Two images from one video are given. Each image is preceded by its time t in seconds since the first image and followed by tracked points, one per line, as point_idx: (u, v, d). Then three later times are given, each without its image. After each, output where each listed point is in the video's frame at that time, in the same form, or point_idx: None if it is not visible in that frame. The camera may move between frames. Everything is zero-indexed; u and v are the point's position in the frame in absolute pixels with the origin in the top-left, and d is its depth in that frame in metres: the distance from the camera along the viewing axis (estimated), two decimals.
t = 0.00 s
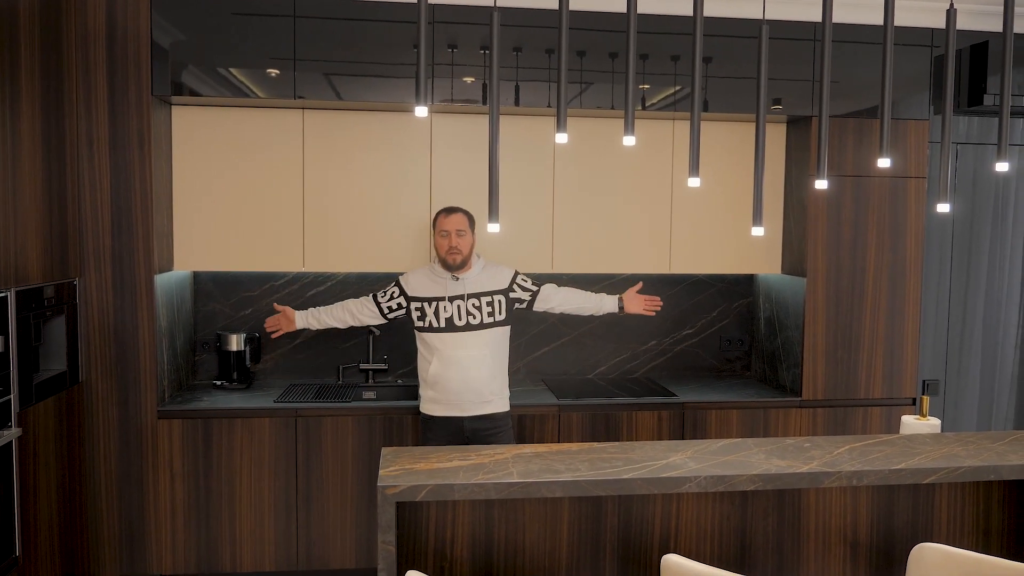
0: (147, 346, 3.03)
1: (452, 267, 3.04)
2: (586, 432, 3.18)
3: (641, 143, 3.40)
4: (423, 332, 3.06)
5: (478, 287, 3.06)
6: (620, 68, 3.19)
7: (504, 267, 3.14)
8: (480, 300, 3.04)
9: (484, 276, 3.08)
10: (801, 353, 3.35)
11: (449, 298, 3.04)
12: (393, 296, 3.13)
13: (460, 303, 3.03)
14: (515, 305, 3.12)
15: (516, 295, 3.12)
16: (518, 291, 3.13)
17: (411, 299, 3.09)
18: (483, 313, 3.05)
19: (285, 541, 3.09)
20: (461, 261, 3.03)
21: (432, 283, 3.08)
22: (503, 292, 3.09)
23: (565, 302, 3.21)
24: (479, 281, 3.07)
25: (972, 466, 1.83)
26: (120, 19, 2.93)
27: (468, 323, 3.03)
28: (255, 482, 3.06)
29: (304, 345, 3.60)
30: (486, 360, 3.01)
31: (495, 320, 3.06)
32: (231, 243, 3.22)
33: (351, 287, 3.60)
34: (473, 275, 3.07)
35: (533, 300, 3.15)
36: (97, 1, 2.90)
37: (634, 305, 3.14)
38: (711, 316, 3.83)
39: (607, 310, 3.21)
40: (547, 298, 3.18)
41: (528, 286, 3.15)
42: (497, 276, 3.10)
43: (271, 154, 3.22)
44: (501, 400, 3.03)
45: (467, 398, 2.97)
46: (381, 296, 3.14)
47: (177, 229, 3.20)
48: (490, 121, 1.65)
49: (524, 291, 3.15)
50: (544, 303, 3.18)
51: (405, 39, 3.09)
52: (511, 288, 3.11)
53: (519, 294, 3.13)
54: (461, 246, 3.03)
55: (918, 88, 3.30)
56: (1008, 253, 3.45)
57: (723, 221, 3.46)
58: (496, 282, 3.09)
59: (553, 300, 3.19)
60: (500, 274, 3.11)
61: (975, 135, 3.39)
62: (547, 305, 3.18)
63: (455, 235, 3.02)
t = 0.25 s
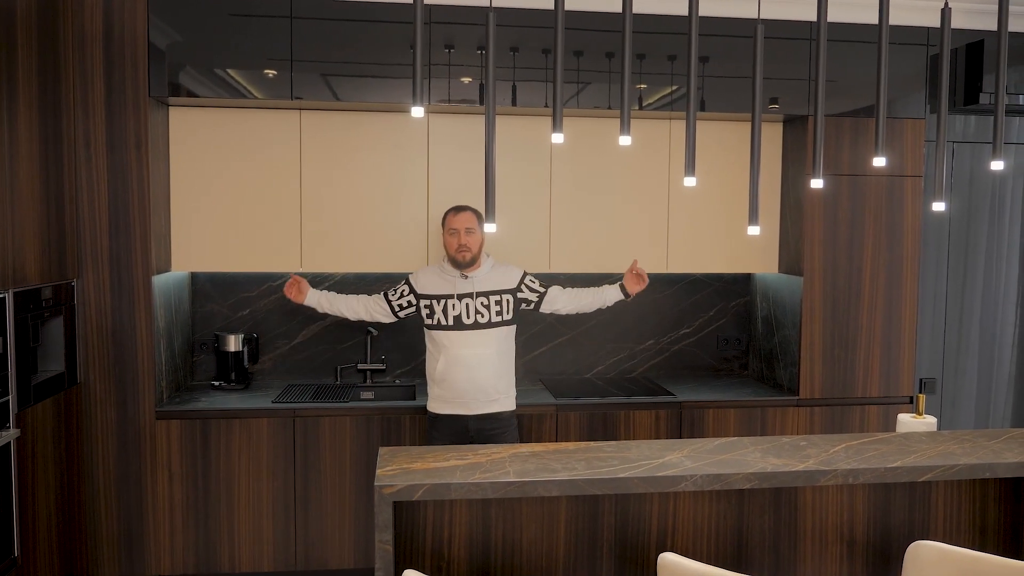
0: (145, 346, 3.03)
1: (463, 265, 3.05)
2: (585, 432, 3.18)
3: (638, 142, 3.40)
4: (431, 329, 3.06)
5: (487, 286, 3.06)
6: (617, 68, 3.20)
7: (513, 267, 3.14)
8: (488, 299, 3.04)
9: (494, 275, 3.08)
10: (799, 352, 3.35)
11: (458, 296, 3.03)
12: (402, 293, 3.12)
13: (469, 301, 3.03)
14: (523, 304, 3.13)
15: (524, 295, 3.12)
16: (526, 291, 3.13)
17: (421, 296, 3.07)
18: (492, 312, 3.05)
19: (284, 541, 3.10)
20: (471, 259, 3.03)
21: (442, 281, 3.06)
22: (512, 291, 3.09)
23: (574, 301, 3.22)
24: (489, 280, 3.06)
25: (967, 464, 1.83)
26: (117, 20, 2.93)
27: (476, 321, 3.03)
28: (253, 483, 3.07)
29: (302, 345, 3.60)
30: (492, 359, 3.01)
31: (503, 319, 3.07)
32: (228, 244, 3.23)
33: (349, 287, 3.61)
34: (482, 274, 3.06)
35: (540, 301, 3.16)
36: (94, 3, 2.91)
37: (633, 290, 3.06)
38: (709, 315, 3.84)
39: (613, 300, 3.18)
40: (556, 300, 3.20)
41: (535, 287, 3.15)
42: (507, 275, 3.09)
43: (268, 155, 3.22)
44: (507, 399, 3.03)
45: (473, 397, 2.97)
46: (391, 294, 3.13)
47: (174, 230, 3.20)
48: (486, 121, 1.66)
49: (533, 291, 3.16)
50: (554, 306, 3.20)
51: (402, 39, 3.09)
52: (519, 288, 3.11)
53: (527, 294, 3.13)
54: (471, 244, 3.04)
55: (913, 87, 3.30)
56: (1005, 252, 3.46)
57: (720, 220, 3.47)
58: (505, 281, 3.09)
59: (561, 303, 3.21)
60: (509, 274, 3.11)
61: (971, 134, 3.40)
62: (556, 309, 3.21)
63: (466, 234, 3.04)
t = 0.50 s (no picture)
0: (145, 348, 3.03)
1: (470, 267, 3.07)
2: (584, 432, 3.19)
3: (636, 143, 3.41)
4: (438, 329, 3.07)
5: (494, 286, 3.07)
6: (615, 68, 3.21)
7: (520, 268, 3.16)
8: (495, 299, 3.06)
9: (501, 275, 3.09)
10: (798, 352, 3.36)
11: (465, 297, 3.05)
12: (409, 293, 3.13)
13: (476, 302, 3.05)
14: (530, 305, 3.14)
15: (531, 295, 3.14)
16: (533, 291, 3.14)
17: (428, 296, 3.09)
18: (499, 312, 3.06)
19: (285, 542, 3.10)
20: (478, 259, 3.06)
21: (450, 281, 3.08)
22: (519, 291, 3.10)
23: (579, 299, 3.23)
24: (496, 281, 3.08)
25: (965, 463, 1.84)
26: (116, 23, 2.94)
27: (483, 321, 3.04)
28: (254, 484, 3.07)
29: (302, 346, 3.61)
30: (499, 359, 3.02)
31: (510, 320, 3.08)
32: (228, 245, 3.23)
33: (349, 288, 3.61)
34: (489, 275, 3.08)
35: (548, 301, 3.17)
36: (94, 5, 2.92)
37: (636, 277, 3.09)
38: (708, 315, 3.84)
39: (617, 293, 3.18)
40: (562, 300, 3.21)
41: (542, 287, 3.16)
42: (513, 276, 3.11)
43: (267, 157, 3.22)
44: (513, 400, 3.05)
45: (480, 397, 2.98)
46: (399, 293, 3.14)
47: (174, 231, 3.21)
48: (484, 122, 1.66)
49: (540, 291, 3.17)
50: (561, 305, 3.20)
51: (401, 41, 3.10)
52: (526, 288, 3.12)
53: (534, 294, 3.15)
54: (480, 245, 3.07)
55: (911, 87, 3.31)
56: (1003, 251, 3.47)
57: (719, 220, 3.48)
58: (512, 281, 3.10)
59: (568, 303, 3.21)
60: (517, 274, 3.12)
61: (969, 134, 3.40)
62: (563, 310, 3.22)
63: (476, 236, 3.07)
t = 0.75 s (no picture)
0: (146, 349, 3.04)
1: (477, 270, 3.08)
2: (585, 433, 3.19)
3: (636, 144, 3.42)
4: (445, 331, 3.08)
5: (499, 288, 3.08)
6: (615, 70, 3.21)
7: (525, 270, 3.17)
8: (501, 301, 3.07)
9: (507, 277, 3.10)
10: (797, 352, 3.37)
11: (471, 298, 3.06)
12: (414, 295, 3.15)
13: (481, 303, 3.05)
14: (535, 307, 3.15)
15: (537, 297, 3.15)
16: (538, 293, 3.15)
17: (434, 298, 3.10)
18: (504, 314, 3.07)
19: (286, 543, 3.11)
20: (484, 263, 3.05)
21: (456, 283, 3.09)
22: (524, 293, 3.11)
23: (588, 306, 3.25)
24: (501, 282, 3.08)
25: (964, 463, 1.84)
26: (117, 26, 2.95)
27: (489, 323, 3.05)
28: (255, 485, 3.08)
29: (302, 348, 3.62)
30: (504, 360, 3.03)
31: (515, 321, 3.09)
32: (228, 247, 3.24)
33: (349, 290, 3.62)
34: (495, 276, 3.09)
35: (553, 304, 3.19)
36: (95, 7, 2.93)
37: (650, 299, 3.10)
38: (708, 316, 3.85)
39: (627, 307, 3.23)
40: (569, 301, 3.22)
41: (548, 289, 3.18)
42: (519, 278, 3.11)
43: (268, 158, 3.23)
44: (519, 400, 3.05)
45: (486, 397, 2.99)
46: (404, 295, 3.16)
47: (175, 233, 3.22)
48: (484, 124, 1.67)
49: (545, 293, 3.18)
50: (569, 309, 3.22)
51: (401, 43, 3.11)
52: (532, 290, 3.13)
53: (540, 296, 3.16)
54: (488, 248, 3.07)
55: (910, 89, 3.31)
56: (1003, 252, 3.47)
57: (718, 221, 3.48)
58: (517, 283, 3.11)
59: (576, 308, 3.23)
60: (522, 276, 3.13)
61: (969, 135, 3.41)
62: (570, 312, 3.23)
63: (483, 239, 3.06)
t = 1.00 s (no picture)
0: (149, 349, 3.06)
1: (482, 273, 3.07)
2: (586, 433, 3.20)
3: (636, 145, 3.42)
4: (450, 333, 3.09)
5: (504, 290, 3.09)
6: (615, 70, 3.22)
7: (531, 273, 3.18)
8: (506, 303, 3.07)
9: (512, 280, 3.11)
10: (798, 352, 3.37)
11: (476, 300, 3.07)
12: (420, 299, 3.17)
13: (487, 305, 3.06)
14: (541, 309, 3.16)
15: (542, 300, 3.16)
16: (543, 296, 3.17)
17: (440, 301, 3.11)
18: (509, 316, 3.07)
19: (288, 543, 3.12)
20: (488, 265, 3.05)
21: (461, 287, 3.09)
22: (530, 296, 3.12)
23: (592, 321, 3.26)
24: (507, 285, 3.09)
25: (964, 462, 1.85)
26: (119, 28, 2.96)
27: (495, 324, 3.06)
28: (257, 485, 3.09)
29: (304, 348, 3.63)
30: (509, 360, 3.03)
31: (520, 323, 3.09)
32: (230, 247, 3.25)
33: (351, 290, 3.63)
34: (501, 277, 3.09)
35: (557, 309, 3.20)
36: (97, 9, 2.94)
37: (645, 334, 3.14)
38: (709, 316, 3.85)
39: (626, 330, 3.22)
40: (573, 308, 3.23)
41: (553, 295, 3.19)
42: (524, 281, 3.12)
43: (269, 159, 3.24)
44: (524, 400, 3.05)
45: (491, 397, 3.00)
46: (410, 301, 3.19)
47: (177, 234, 3.23)
48: (485, 125, 1.68)
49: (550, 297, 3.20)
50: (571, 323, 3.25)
51: (402, 44, 3.12)
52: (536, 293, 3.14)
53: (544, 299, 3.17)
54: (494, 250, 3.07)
55: (911, 88, 3.32)
56: (1004, 252, 3.47)
57: (719, 221, 3.49)
58: (522, 286, 3.12)
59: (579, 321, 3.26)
60: (527, 279, 3.14)
61: (970, 134, 3.41)
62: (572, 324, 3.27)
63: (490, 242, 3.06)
